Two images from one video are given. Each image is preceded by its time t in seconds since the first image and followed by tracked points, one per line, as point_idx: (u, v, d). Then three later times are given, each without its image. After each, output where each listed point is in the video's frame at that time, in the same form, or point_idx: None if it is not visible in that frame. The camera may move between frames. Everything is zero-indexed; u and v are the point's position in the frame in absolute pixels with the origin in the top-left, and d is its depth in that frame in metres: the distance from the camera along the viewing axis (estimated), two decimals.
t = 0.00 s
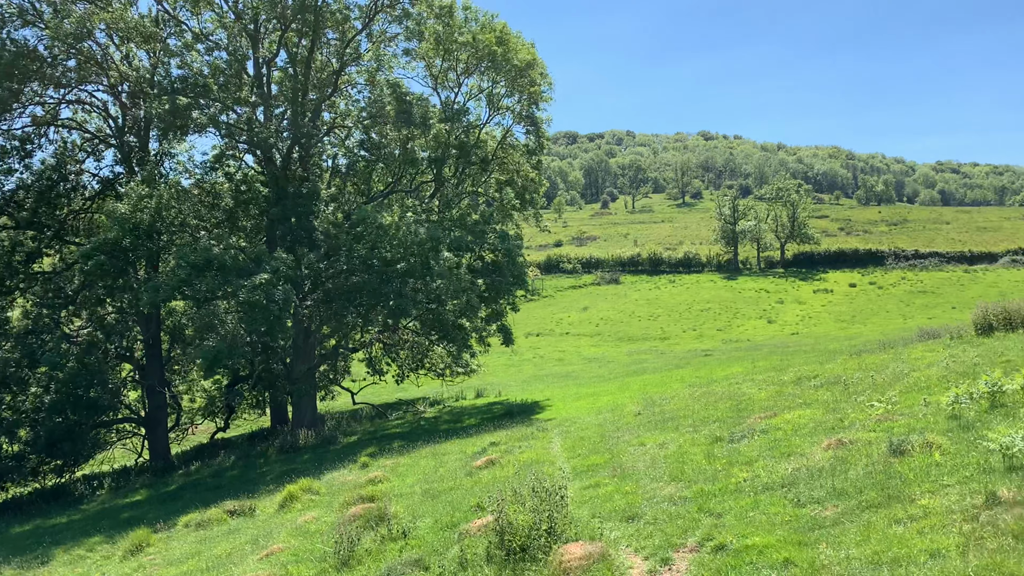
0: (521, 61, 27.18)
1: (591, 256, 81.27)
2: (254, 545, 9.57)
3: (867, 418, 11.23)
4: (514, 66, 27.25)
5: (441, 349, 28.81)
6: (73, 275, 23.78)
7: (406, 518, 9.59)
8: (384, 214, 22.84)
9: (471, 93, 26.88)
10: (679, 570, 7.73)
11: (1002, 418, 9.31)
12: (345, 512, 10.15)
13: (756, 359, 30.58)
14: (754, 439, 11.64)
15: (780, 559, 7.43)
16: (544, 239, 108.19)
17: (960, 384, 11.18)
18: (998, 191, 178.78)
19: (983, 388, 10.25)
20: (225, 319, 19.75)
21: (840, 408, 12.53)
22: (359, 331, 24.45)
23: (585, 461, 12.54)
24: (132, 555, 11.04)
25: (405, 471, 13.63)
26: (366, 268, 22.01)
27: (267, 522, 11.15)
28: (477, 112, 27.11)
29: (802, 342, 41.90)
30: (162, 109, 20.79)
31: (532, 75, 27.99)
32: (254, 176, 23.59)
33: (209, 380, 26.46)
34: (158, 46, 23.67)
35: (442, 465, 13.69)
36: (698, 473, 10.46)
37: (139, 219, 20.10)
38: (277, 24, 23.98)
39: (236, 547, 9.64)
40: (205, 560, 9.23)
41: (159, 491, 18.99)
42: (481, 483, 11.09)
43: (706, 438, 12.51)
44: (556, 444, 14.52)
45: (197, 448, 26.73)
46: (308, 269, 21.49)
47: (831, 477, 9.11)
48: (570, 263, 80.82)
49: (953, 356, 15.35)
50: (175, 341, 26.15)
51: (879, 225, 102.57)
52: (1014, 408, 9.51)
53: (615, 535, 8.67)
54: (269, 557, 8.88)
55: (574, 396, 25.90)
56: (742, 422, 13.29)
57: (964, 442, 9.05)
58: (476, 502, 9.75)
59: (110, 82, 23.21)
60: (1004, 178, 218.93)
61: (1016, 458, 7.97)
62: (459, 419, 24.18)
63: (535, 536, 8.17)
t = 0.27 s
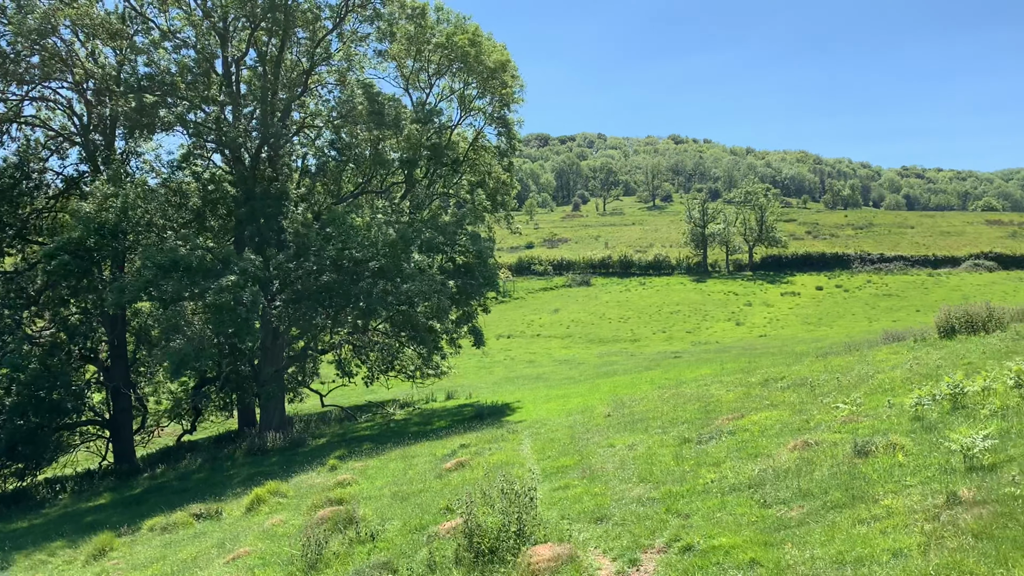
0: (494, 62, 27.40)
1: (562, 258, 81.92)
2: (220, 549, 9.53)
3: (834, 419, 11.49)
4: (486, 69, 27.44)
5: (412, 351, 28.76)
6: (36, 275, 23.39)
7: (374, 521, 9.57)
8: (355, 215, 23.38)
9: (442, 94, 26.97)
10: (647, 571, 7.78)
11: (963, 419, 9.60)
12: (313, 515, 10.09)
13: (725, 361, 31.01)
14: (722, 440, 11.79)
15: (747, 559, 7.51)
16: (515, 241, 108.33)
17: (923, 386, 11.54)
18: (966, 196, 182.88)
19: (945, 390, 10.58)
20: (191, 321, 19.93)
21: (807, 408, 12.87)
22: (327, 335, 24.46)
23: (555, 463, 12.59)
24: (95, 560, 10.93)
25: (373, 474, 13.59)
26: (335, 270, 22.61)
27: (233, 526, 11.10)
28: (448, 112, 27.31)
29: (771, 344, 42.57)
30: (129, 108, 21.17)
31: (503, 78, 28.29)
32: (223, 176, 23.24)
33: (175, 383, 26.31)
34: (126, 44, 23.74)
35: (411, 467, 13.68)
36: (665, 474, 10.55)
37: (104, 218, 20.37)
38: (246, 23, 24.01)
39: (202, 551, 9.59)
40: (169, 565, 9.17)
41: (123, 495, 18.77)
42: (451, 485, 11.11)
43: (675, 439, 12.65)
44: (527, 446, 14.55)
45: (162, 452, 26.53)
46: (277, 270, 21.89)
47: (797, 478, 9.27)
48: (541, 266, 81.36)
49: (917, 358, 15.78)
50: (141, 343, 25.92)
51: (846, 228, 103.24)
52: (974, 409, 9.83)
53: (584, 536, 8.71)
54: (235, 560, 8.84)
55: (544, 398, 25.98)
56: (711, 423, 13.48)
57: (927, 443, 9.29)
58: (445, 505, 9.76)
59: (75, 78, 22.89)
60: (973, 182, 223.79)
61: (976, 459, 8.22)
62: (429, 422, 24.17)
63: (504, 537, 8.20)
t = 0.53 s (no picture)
0: (468, 62, 27.41)
1: (536, 259, 82.52)
2: (189, 552, 9.49)
3: (803, 419, 11.74)
4: (460, 71, 27.60)
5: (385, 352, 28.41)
6: None
7: (346, 523, 9.53)
8: (327, 217, 23.66)
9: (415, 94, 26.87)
10: (618, 571, 7.82)
11: (929, 419, 9.82)
12: (283, 518, 10.05)
13: (697, 362, 31.52)
14: (693, 441, 11.95)
15: (717, 559, 7.60)
16: (490, 242, 108.48)
17: (889, 386, 11.87)
18: (938, 199, 187.07)
19: (912, 391, 10.84)
20: (161, 323, 20.07)
21: (776, 409, 13.17)
22: (299, 335, 24.35)
23: (528, 464, 12.65)
24: (61, 564, 10.82)
25: (346, 476, 13.57)
26: (307, 270, 22.65)
27: (202, 529, 11.05)
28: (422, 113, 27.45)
29: (742, 345, 43.40)
30: (97, 106, 21.07)
31: (478, 79, 28.32)
32: (193, 176, 23.39)
33: (144, 385, 26.10)
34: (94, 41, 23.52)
35: (384, 469, 13.69)
36: (637, 474, 10.63)
37: (71, 218, 20.36)
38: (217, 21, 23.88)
39: (171, 555, 9.55)
40: (137, 570, 9.11)
41: (90, 498, 18.60)
42: (424, 487, 11.13)
43: (648, 440, 12.79)
44: (500, 447, 14.60)
45: (131, 455, 26.29)
46: (249, 270, 21.96)
47: (767, 478, 9.40)
48: (516, 267, 81.88)
49: (884, 359, 16.19)
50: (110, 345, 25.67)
51: (815, 230, 105.55)
52: (940, 409, 10.07)
53: (556, 537, 8.74)
54: (204, 564, 8.79)
55: (519, 398, 26.17)
56: (682, 423, 13.68)
57: (894, 443, 9.48)
58: (417, 507, 9.77)
59: (42, 76, 22.76)
60: (945, 185, 228.61)
61: (942, 458, 8.38)
62: (402, 423, 24.12)
63: (476, 539, 8.20)
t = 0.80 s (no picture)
0: (444, 61, 27.60)
1: (512, 259, 82.81)
2: (161, 555, 9.44)
3: (774, 418, 11.98)
4: (436, 70, 27.76)
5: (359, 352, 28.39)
6: None
7: (320, 524, 9.51)
8: (302, 217, 23.82)
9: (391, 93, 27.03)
10: (592, 570, 7.86)
11: (898, 417, 10.04)
12: (256, 519, 10.01)
13: (671, 361, 32.03)
14: (667, 440, 12.12)
15: (691, 557, 7.68)
16: (465, 241, 108.35)
17: (858, 386, 12.19)
18: (911, 200, 191.23)
19: (882, 390, 11.10)
20: (132, 324, 20.05)
21: (750, 408, 13.47)
22: (274, 335, 24.10)
23: (503, 463, 12.69)
24: (28, 568, 10.68)
25: (320, 476, 13.56)
26: (281, 269, 22.40)
27: (173, 531, 10.98)
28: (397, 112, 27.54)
29: (714, 344, 44.17)
30: (68, 104, 20.87)
31: (453, 78, 28.53)
32: (165, 175, 23.15)
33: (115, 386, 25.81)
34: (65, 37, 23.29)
35: (358, 469, 13.71)
36: (611, 473, 10.70)
37: (40, 216, 20.23)
38: (191, 18, 23.79)
39: (142, 557, 9.48)
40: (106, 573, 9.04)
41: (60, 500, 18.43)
42: (398, 488, 11.16)
43: (622, 439, 12.94)
44: (476, 447, 14.66)
45: (101, 457, 26.01)
46: (222, 270, 21.84)
47: (740, 476, 9.52)
48: (492, 267, 82.28)
49: (856, 359, 16.58)
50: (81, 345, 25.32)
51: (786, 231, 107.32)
52: (909, 408, 10.32)
53: (531, 537, 8.76)
54: (176, 566, 8.73)
55: (494, 398, 26.36)
56: (656, 422, 13.91)
57: (864, 441, 9.68)
58: (391, 507, 9.78)
59: (10, 72, 22.54)
60: (917, 187, 234.70)
61: (910, 457, 8.55)
62: (374, 424, 24.01)
63: (451, 539, 8.22)
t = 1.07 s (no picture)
0: (419, 58, 27.81)
1: (488, 258, 82.80)
2: (131, 555, 9.41)
3: (746, 416, 12.18)
4: (412, 68, 27.93)
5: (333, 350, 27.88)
6: None
7: (293, 523, 9.49)
8: (274, 213, 24.22)
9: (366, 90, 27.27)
10: (565, 568, 7.90)
11: (868, 415, 10.25)
12: (229, 519, 9.95)
13: (645, 360, 32.48)
14: (640, 438, 12.29)
15: (664, 554, 7.77)
16: (440, 241, 108.13)
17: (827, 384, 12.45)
18: (884, 199, 194.89)
19: (852, 388, 11.31)
20: (102, 321, 20.18)
21: (722, 407, 13.65)
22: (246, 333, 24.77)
23: (478, 462, 12.71)
24: None
25: (293, 475, 13.55)
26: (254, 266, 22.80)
27: (143, 531, 10.93)
28: (372, 109, 27.78)
29: (686, 343, 44.79)
30: (36, 98, 20.57)
31: (429, 76, 28.65)
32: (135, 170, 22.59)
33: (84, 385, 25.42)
34: (32, 30, 22.93)
35: (332, 468, 13.72)
36: (585, 472, 10.82)
37: (7, 211, 20.30)
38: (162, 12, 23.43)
39: (111, 558, 9.43)
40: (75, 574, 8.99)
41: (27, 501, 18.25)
42: (372, 487, 11.17)
43: (596, 437, 13.08)
44: (450, 446, 14.69)
45: (68, 457, 25.69)
46: (194, 267, 22.21)
47: (712, 474, 9.65)
48: (466, 265, 82.05)
49: (826, 357, 16.89)
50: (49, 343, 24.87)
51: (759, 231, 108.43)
52: (879, 406, 10.53)
53: (505, 535, 8.77)
54: (146, 567, 8.68)
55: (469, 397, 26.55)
56: (630, 421, 14.12)
57: (835, 439, 9.85)
58: (365, 506, 9.80)
59: None
60: (886, 188, 241.24)
61: (880, 454, 8.71)
62: (349, 423, 24.15)
63: (425, 537, 8.25)
